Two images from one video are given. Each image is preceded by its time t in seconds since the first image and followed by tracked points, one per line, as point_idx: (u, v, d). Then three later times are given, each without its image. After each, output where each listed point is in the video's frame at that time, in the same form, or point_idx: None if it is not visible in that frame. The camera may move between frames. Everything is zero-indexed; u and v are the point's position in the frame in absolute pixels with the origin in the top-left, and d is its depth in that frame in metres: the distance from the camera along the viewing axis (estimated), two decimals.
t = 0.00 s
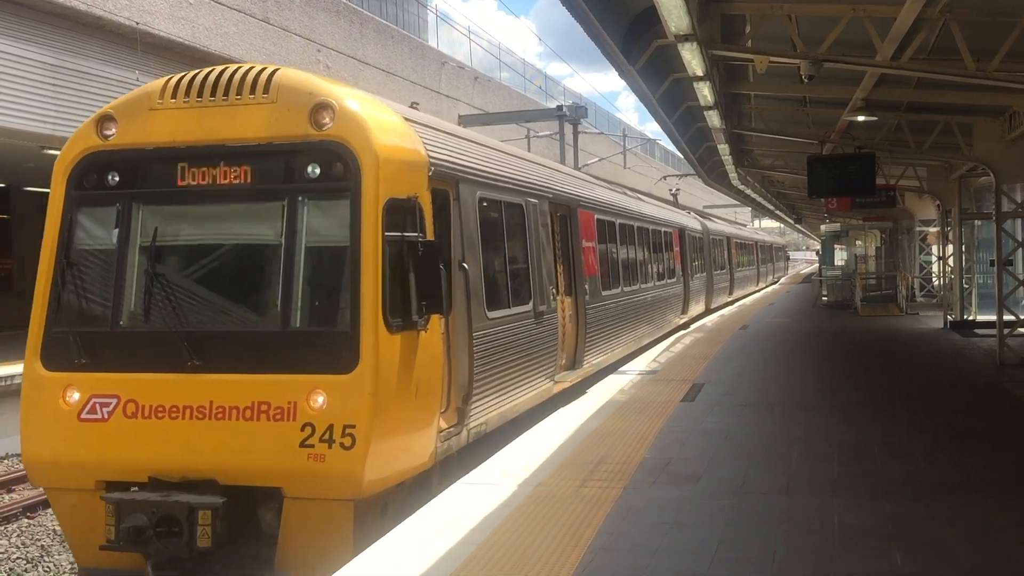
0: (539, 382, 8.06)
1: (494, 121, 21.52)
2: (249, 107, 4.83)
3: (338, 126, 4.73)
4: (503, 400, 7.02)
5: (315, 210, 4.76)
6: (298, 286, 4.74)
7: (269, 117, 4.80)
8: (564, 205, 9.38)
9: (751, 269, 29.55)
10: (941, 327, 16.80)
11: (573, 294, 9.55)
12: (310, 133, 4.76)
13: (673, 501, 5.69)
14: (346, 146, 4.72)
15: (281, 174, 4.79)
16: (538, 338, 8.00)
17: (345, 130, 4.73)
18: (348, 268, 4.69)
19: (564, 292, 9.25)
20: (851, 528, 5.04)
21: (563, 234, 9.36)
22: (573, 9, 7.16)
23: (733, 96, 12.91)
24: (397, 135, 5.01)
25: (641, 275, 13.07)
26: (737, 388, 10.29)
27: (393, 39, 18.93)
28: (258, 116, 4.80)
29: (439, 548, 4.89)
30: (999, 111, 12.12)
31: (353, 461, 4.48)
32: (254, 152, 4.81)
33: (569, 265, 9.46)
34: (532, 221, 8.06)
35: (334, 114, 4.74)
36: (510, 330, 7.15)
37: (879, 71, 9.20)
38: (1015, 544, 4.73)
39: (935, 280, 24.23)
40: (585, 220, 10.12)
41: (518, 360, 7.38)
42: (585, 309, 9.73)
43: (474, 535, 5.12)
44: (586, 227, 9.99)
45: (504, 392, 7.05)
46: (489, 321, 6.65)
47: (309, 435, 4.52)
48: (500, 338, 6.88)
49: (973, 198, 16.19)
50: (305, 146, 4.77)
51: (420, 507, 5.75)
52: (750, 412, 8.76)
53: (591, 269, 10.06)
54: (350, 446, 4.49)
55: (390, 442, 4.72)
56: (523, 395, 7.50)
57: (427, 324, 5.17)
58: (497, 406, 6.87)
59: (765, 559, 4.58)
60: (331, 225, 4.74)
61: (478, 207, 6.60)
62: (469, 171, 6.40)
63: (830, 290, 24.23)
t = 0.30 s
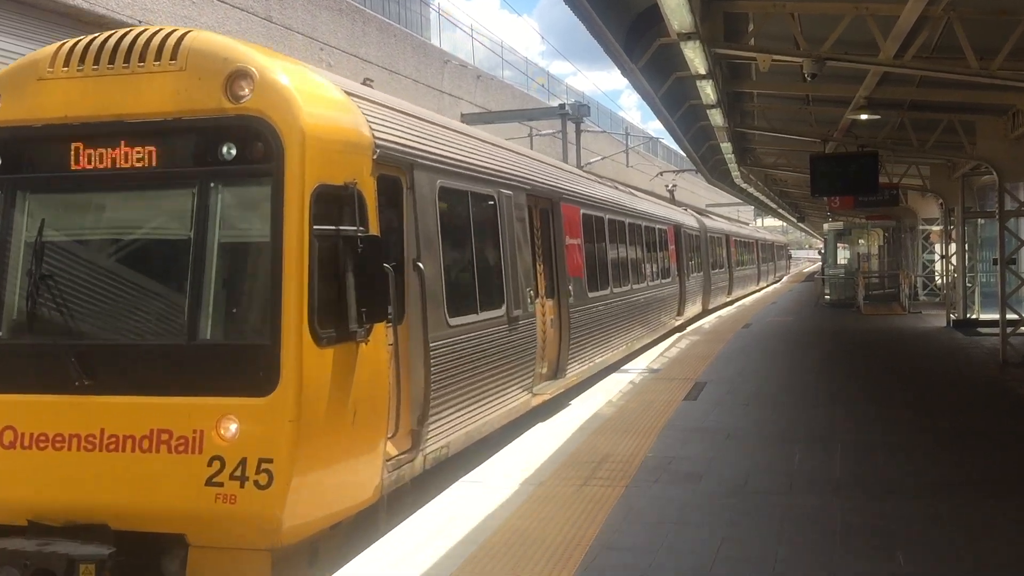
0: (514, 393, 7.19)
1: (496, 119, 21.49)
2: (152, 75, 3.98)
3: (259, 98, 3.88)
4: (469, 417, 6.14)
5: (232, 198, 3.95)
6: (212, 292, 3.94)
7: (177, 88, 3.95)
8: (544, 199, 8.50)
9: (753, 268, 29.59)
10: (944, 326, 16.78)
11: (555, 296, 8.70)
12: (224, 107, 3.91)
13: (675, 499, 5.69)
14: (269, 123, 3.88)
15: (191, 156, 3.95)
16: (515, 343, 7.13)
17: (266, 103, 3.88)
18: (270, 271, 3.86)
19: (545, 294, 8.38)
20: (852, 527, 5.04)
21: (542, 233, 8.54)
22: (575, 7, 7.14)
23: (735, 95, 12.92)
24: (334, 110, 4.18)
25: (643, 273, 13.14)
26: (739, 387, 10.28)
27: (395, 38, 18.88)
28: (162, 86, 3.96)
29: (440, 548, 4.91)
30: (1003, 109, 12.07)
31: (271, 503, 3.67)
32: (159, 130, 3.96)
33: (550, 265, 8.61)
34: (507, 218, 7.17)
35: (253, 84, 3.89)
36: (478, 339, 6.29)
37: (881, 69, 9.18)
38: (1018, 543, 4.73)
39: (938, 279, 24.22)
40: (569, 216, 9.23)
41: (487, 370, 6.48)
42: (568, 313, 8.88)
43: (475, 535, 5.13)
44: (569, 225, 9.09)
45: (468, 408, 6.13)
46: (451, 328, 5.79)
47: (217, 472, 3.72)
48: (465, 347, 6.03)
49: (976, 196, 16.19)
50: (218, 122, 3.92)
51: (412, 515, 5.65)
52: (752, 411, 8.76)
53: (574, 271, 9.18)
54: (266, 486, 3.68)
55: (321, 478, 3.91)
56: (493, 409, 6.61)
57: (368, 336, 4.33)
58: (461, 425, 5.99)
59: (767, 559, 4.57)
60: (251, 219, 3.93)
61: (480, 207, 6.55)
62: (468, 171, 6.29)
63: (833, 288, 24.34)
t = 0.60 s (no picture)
0: (485, 407, 6.38)
1: (499, 117, 21.47)
2: (7, 25, 3.23)
3: (127, 53, 3.11)
4: (426, 443, 5.28)
5: (96, 180, 3.18)
6: (66, 297, 3.14)
7: (32, 39, 3.19)
8: (518, 189, 7.69)
9: (755, 266, 29.58)
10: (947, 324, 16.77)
11: (532, 299, 7.87)
12: (83, 64, 3.14)
13: (678, 497, 5.71)
14: (138, 88, 3.11)
15: (47, 126, 3.19)
16: (485, 352, 6.32)
17: (134, 60, 3.10)
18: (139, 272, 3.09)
19: (520, 297, 7.57)
20: (852, 525, 5.06)
21: (518, 229, 7.73)
22: (577, 5, 7.14)
23: (739, 94, 12.90)
24: (233, 73, 3.44)
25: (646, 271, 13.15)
26: (741, 385, 10.30)
27: (398, 36, 18.82)
28: (18, 36, 3.21)
29: (442, 547, 4.90)
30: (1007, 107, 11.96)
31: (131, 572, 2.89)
32: (10, 93, 3.21)
33: (526, 265, 7.80)
34: (476, 209, 6.34)
35: (123, 35, 3.11)
36: (439, 350, 5.45)
37: (886, 67, 9.16)
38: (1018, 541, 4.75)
39: (942, 277, 24.17)
40: (549, 210, 8.43)
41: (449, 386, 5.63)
42: (548, 318, 8.06)
43: (478, 532, 5.15)
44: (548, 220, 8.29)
45: (424, 433, 5.26)
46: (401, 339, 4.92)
47: (65, 532, 2.95)
48: (421, 361, 5.17)
49: (979, 193, 16.19)
50: (78, 83, 3.15)
51: (391, 533, 5.27)
52: (756, 409, 8.77)
53: (554, 271, 8.39)
54: (125, 551, 2.91)
55: (204, 532, 3.13)
56: (455, 431, 5.76)
57: (275, 355, 3.52)
58: (415, 453, 5.13)
59: (770, 557, 4.58)
60: (120, 208, 3.17)
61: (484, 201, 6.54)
62: (467, 166, 6.24)
63: (837, 286, 24.43)
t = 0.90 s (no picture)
0: (443, 427, 5.53)
1: (501, 115, 21.44)
2: None
3: None
4: (355, 480, 4.44)
5: None
6: None
7: None
8: (484, 177, 6.90)
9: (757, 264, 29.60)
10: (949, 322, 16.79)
11: (499, 303, 7.10)
12: None
13: (680, 495, 5.72)
14: None
15: None
16: (441, 362, 5.44)
17: None
18: None
19: (485, 302, 6.79)
20: (855, 523, 5.08)
21: (482, 224, 6.92)
22: (579, 4, 7.15)
23: (742, 92, 12.89)
24: (52, 13, 2.81)
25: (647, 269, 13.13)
26: (743, 383, 10.30)
27: (399, 34, 18.76)
28: None
29: (443, 547, 4.90)
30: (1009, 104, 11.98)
31: None
32: None
33: (490, 265, 7.00)
34: (431, 198, 5.55)
35: None
36: (371, 366, 4.56)
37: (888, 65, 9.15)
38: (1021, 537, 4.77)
39: (944, 274, 24.19)
40: (522, 202, 7.64)
41: (388, 408, 4.74)
42: (520, 324, 7.27)
43: (482, 530, 5.18)
44: (518, 213, 7.48)
45: (350, 469, 4.39)
46: (311, 358, 4.02)
47: None
48: (347, 386, 4.31)
49: (982, 191, 16.21)
50: None
51: None
52: (758, 406, 8.79)
53: (528, 271, 7.55)
54: None
55: None
56: (399, 461, 4.90)
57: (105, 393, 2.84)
58: (337, 494, 4.28)
59: (774, 555, 4.59)
60: None
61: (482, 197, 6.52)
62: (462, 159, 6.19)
63: (840, 285, 24.48)
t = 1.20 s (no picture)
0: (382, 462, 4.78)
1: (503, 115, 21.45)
2: None
3: None
4: (253, 534, 3.69)
5: None
6: None
7: None
8: (429, 164, 5.88)
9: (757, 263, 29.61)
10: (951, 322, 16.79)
11: (451, 312, 6.12)
12: None
13: (681, 494, 5.73)
14: None
15: None
16: (381, 381, 4.72)
17: None
18: None
19: (431, 312, 5.77)
20: (855, 522, 5.08)
21: (429, 218, 5.89)
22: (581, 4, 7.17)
23: (743, 91, 12.89)
24: None
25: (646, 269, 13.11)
26: (745, 382, 10.32)
27: (400, 34, 18.75)
28: None
29: (444, 547, 4.90)
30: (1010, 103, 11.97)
31: None
32: None
33: (438, 268, 5.98)
34: (352, 185, 4.59)
35: None
36: (283, 397, 3.85)
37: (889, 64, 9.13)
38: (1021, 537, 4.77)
39: (946, 273, 24.15)
40: (481, 193, 6.61)
41: (303, 445, 4.00)
42: (477, 335, 6.26)
43: (483, 530, 5.17)
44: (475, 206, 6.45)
45: (248, 520, 3.66)
46: (193, 390, 3.31)
47: None
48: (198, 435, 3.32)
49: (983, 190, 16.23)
50: None
51: None
52: (760, 406, 8.79)
53: (487, 273, 6.54)
54: None
55: None
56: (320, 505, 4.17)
57: None
58: (229, 553, 3.53)
59: (774, 554, 4.59)
60: None
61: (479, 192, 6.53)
62: (459, 155, 6.19)
63: (841, 284, 24.53)
